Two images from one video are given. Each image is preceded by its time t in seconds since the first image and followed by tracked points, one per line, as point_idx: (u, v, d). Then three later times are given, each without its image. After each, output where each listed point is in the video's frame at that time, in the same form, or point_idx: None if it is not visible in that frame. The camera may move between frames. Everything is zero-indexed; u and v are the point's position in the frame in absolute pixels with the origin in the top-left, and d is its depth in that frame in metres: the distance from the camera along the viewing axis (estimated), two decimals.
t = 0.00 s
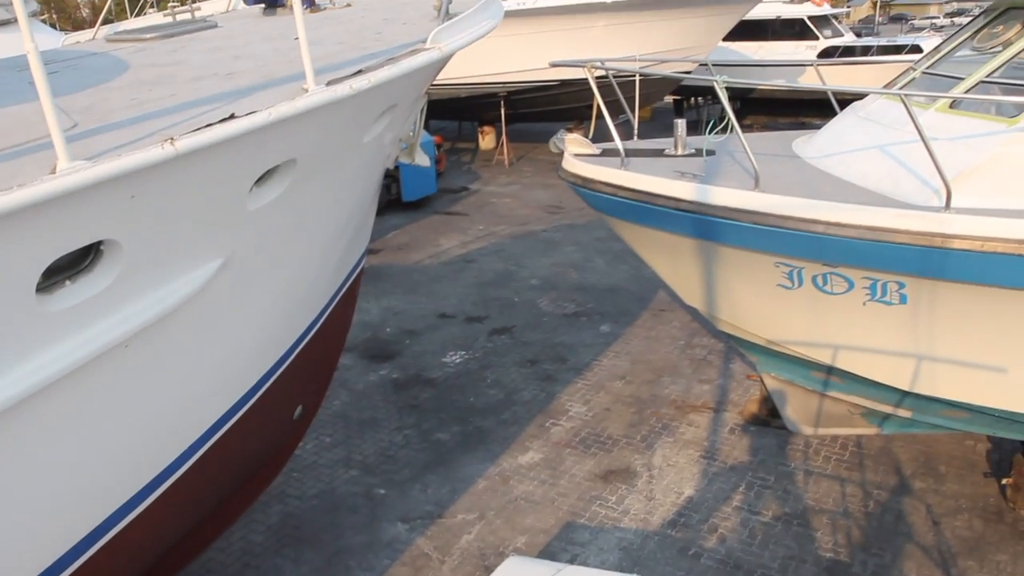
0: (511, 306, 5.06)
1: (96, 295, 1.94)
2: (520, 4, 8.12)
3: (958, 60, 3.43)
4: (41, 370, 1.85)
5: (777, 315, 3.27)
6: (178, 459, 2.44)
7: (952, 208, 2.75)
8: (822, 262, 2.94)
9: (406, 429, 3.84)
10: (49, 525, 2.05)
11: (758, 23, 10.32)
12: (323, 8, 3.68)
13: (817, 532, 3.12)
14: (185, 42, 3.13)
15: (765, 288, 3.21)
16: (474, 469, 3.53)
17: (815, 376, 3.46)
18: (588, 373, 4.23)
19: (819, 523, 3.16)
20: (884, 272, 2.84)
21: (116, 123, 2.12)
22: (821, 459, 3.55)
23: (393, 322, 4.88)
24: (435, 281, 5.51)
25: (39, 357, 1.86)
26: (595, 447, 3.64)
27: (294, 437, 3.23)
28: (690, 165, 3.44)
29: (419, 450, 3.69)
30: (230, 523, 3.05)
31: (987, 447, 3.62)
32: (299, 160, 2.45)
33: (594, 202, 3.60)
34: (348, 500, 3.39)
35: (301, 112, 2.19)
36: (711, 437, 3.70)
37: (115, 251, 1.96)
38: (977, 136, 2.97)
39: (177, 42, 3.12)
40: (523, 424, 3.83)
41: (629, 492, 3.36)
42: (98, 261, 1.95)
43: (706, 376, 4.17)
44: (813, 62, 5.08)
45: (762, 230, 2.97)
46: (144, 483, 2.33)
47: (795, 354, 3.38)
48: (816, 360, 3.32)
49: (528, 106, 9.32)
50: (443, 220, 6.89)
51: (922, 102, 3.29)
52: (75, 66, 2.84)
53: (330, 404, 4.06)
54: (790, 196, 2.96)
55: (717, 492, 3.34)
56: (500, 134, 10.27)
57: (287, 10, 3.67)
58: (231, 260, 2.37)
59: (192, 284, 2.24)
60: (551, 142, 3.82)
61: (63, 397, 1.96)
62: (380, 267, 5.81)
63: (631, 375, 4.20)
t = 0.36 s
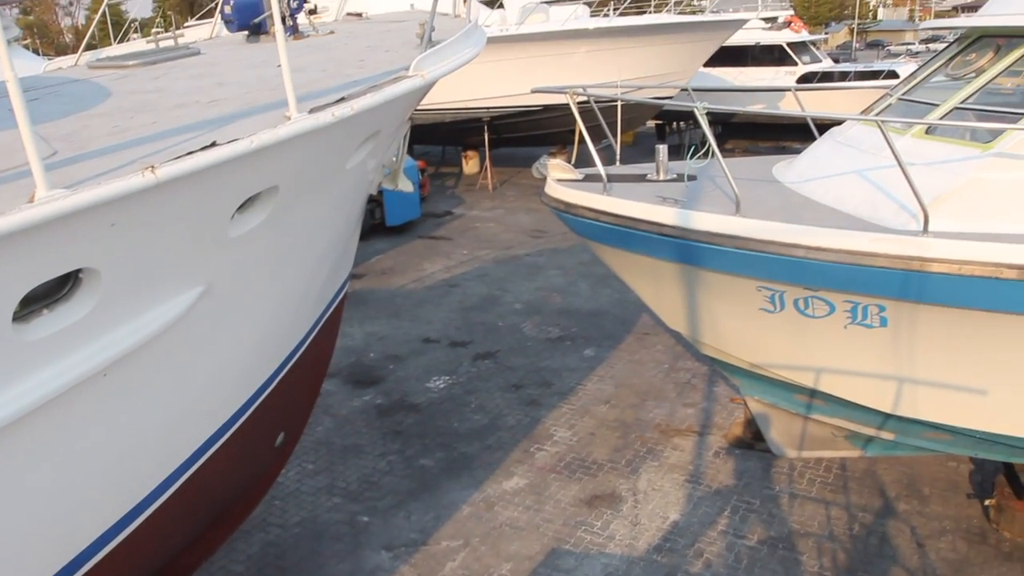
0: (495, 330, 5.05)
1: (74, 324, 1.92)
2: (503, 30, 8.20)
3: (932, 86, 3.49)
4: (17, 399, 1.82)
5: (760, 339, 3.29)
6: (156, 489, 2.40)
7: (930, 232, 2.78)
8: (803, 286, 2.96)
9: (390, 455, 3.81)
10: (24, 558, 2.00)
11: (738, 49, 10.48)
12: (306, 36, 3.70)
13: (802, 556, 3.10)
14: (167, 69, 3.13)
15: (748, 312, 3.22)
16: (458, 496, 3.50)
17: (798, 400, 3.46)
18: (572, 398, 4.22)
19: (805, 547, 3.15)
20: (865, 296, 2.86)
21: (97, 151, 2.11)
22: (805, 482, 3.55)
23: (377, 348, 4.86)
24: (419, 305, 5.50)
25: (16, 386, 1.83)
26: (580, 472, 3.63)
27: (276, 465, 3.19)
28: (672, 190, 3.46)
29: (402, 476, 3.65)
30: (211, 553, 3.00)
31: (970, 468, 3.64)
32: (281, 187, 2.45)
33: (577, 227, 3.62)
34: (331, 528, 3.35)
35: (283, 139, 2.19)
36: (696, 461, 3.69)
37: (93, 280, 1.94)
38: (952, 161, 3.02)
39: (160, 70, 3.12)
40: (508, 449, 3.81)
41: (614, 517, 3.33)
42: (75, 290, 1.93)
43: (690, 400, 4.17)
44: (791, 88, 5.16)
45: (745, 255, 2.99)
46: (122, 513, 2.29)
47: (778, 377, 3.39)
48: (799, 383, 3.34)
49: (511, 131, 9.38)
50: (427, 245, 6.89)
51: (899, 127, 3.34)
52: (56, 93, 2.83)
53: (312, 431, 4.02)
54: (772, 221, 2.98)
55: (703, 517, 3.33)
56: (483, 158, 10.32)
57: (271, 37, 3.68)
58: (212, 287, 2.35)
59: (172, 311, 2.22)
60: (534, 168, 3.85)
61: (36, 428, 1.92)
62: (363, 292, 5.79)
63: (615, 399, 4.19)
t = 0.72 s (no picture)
0: (485, 353, 5.04)
1: (59, 351, 1.90)
2: (492, 54, 8.26)
3: (915, 110, 3.54)
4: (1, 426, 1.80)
5: (748, 360, 3.29)
6: (142, 517, 2.37)
7: (916, 254, 2.81)
8: (791, 308, 2.97)
9: (379, 479, 3.78)
10: None
11: (724, 72, 10.60)
12: (295, 61, 3.72)
13: None
14: (156, 94, 3.13)
15: (737, 334, 3.23)
16: (448, 520, 3.47)
17: (788, 421, 3.46)
18: (562, 420, 4.21)
19: (797, 569, 3.13)
20: (853, 317, 2.87)
21: (85, 177, 2.11)
22: (796, 504, 3.55)
23: (366, 371, 4.84)
24: (408, 328, 5.49)
25: None
26: (570, 495, 3.61)
27: (264, 491, 3.16)
28: (660, 213, 3.48)
29: (391, 501, 3.62)
30: None
31: (960, 488, 3.65)
32: (269, 212, 2.45)
33: (567, 251, 3.63)
34: (319, 554, 3.31)
35: (271, 165, 2.19)
36: (687, 483, 3.68)
37: (79, 306, 1.92)
38: (937, 183, 3.05)
39: (149, 95, 3.13)
40: (498, 472, 3.78)
41: (605, 541, 3.31)
42: (60, 316, 1.91)
43: (681, 421, 4.17)
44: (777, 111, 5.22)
45: (733, 277, 3.00)
46: (108, 541, 2.26)
47: (768, 399, 3.39)
48: (788, 405, 3.34)
49: (500, 153, 9.43)
50: (417, 267, 6.90)
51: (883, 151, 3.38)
52: (44, 118, 2.83)
53: (301, 455, 3.98)
54: (759, 244, 3.00)
55: (694, 540, 3.31)
56: (473, 180, 10.36)
57: (260, 62, 3.70)
58: (200, 312, 2.34)
59: (160, 337, 2.20)
60: (523, 191, 3.86)
61: (19, 456, 1.89)
62: (353, 315, 5.78)
63: (605, 422, 4.18)
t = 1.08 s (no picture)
0: (479, 375, 5.03)
1: (47, 380, 1.88)
2: (483, 76, 8.32)
3: (903, 129, 3.56)
4: None
5: (742, 380, 3.29)
6: (129, 548, 2.34)
7: (907, 272, 2.82)
8: (783, 327, 2.97)
9: (373, 504, 3.74)
10: None
11: (713, 93, 10.69)
12: (286, 86, 3.73)
13: None
14: (147, 120, 3.14)
15: (730, 354, 3.23)
16: (443, 544, 3.43)
17: (783, 441, 3.45)
18: (556, 442, 4.19)
19: None
20: (845, 336, 2.88)
21: (75, 204, 2.10)
22: (792, 524, 3.53)
23: (359, 394, 4.82)
24: (401, 351, 5.48)
25: None
26: (566, 518, 3.57)
27: (256, 517, 3.13)
28: (651, 234, 3.49)
29: (385, 526, 3.58)
30: None
31: (956, 506, 3.64)
32: (260, 238, 2.44)
33: (559, 272, 3.63)
34: None
35: (262, 191, 2.19)
36: (682, 504, 3.66)
37: (68, 334, 1.90)
38: (925, 202, 3.07)
39: (139, 121, 3.13)
40: (493, 496, 3.75)
41: (601, 564, 3.27)
42: (49, 344, 1.89)
43: (676, 442, 4.16)
44: (765, 131, 5.26)
45: (724, 297, 3.01)
46: (97, 571, 2.23)
47: (762, 419, 3.38)
48: (783, 424, 3.33)
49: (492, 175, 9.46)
50: (410, 289, 6.89)
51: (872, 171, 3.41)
52: (34, 145, 2.82)
53: (293, 481, 3.95)
54: (749, 264, 3.01)
55: (691, 562, 3.28)
56: (465, 202, 10.39)
57: (251, 88, 3.71)
58: (191, 339, 2.33)
59: (151, 364, 2.19)
60: (514, 213, 3.86)
61: (7, 486, 1.86)
62: (345, 338, 5.76)
63: (600, 443, 4.16)
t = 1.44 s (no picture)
0: (469, 395, 5.01)
1: (32, 407, 1.85)
2: (470, 96, 8.36)
3: (886, 145, 3.60)
4: None
5: (731, 397, 3.29)
6: None
7: (893, 288, 2.84)
8: (772, 344, 2.98)
9: (363, 526, 3.70)
10: None
11: (700, 110, 10.78)
12: (273, 109, 3.74)
13: None
14: (133, 144, 3.13)
15: (719, 371, 3.23)
16: (434, 566, 3.39)
17: (774, 457, 3.44)
18: (547, 461, 4.18)
19: None
20: (833, 352, 2.88)
21: (60, 230, 2.09)
22: (785, 541, 3.51)
23: (348, 415, 4.79)
24: (391, 371, 5.46)
25: None
26: (557, 537, 3.54)
27: (244, 542, 3.10)
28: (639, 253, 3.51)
29: (376, 548, 3.54)
30: None
31: (947, 520, 3.65)
32: (246, 261, 2.44)
33: (547, 292, 3.63)
34: None
35: (249, 214, 2.18)
36: (674, 522, 3.64)
37: (52, 361, 1.89)
38: (909, 218, 3.09)
39: (125, 145, 3.12)
40: (484, 516, 3.72)
41: None
42: (33, 372, 1.87)
43: (667, 459, 4.15)
44: (750, 148, 5.31)
45: (713, 315, 3.01)
46: None
47: (752, 436, 3.38)
48: (773, 441, 3.33)
49: (481, 193, 9.49)
50: (399, 309, 6.88)
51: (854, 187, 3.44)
52: (19, 170, 2.81)
53: (282, 504, 3.90)
54: (738, 282, 3.02)
55: None
56: (454, 221, 10.41)
57: (238, 111, 3.72)
58: (178, 363, 2.31)
59: (137, 389, 2.17)
60: (502, 233, 3.87)
61: None
62: (335, 359, 5.73)
63: (591, 462, 4.15)
